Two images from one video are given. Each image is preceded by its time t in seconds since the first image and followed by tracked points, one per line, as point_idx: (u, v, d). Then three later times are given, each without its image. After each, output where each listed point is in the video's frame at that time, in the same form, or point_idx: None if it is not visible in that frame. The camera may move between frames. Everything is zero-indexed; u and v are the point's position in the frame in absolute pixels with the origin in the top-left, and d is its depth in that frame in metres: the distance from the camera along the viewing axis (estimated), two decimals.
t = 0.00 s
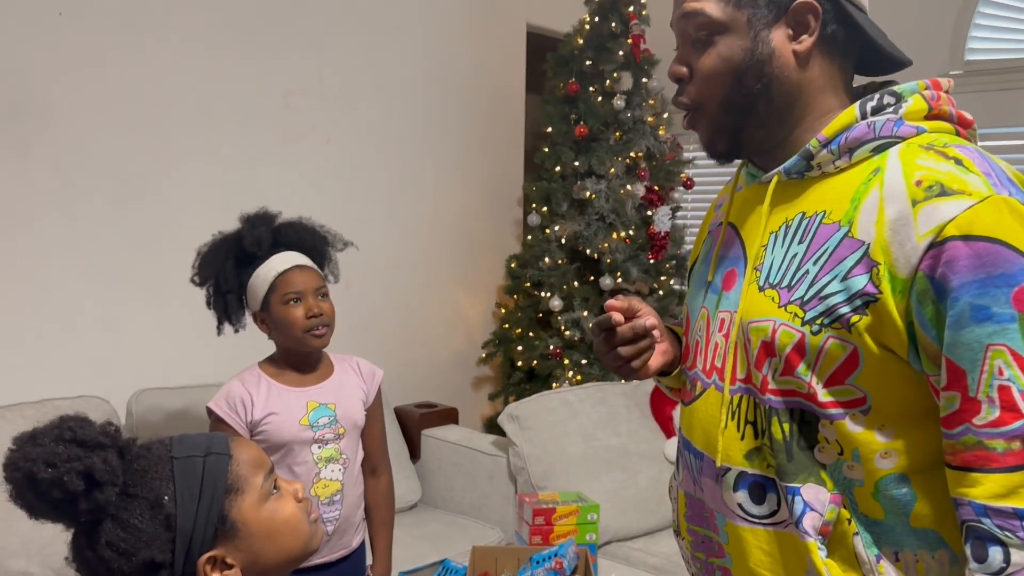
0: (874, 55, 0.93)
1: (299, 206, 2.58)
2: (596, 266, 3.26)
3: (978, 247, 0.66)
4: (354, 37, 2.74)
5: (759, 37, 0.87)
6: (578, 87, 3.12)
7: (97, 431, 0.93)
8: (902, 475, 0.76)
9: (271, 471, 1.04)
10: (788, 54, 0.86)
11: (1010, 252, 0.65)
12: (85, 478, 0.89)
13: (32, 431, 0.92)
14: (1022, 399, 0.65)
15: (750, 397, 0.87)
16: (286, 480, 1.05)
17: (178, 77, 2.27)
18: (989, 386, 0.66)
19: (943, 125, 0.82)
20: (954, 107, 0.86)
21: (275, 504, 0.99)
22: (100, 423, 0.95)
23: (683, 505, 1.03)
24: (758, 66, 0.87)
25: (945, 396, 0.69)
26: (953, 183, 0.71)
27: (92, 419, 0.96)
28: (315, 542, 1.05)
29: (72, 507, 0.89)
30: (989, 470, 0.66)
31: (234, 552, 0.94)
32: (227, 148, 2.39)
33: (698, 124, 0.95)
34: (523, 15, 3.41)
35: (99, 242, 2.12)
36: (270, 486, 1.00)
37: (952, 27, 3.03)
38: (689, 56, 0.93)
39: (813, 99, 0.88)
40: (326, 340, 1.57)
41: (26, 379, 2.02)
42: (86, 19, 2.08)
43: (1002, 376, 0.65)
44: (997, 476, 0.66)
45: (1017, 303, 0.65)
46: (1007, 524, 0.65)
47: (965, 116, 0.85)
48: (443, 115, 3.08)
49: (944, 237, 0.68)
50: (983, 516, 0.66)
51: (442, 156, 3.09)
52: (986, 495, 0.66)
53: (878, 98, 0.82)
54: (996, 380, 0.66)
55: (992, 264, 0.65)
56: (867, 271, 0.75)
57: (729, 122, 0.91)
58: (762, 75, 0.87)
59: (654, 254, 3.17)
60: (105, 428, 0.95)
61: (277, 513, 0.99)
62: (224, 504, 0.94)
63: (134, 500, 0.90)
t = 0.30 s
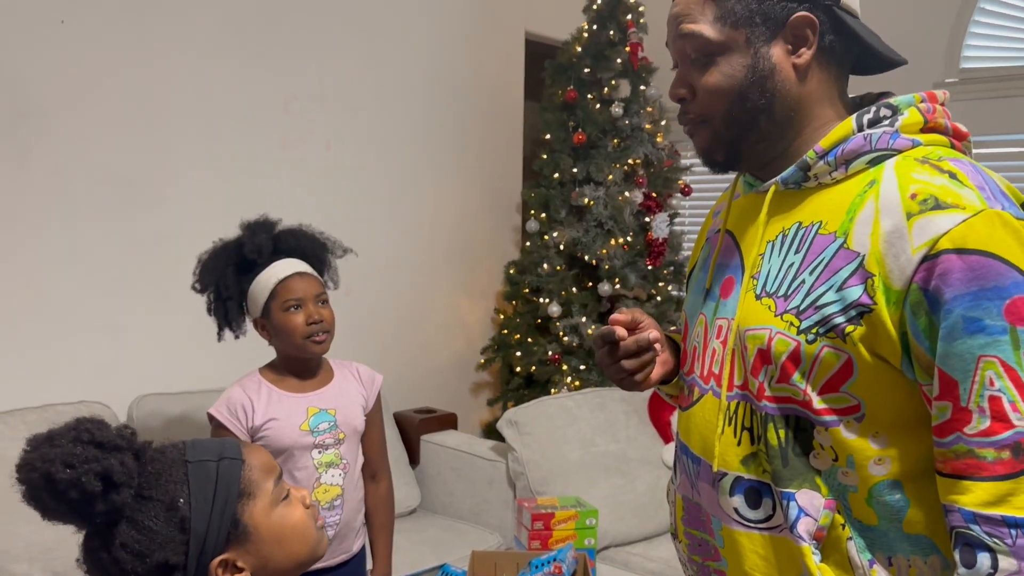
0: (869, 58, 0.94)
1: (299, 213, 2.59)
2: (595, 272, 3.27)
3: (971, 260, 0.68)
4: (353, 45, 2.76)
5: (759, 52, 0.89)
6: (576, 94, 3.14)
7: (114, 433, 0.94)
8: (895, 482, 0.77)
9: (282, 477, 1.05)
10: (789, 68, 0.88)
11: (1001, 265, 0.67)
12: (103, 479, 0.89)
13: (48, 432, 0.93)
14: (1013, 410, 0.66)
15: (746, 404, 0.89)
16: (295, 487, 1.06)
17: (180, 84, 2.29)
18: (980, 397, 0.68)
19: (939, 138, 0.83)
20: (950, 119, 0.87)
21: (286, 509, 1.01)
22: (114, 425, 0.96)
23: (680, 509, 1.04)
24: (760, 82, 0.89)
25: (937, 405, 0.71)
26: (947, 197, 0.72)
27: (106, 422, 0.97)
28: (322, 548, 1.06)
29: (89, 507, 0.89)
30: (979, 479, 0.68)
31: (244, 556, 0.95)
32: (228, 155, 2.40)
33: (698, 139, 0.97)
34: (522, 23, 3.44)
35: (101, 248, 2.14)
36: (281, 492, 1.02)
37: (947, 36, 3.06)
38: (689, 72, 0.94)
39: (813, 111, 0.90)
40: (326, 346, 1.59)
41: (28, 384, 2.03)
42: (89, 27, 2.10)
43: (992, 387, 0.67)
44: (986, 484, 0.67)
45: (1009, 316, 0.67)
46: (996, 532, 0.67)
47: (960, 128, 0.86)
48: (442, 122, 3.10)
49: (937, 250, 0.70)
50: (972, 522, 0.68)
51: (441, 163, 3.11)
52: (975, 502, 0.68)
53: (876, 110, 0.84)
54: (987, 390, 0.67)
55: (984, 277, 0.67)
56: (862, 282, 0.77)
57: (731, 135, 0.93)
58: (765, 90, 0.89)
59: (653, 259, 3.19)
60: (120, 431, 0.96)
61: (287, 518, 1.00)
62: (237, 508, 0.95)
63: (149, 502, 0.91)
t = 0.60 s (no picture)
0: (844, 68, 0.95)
1: (296, 216, 2.60)
2: (590, 275, 3.29)
3: (959, 269, 0.70)
4: (350, 49, 2.77)
5: (737, 72, 0.90)
6: (572, 97, 3.17)
7: (135, 430, 0.96)
8: (896, 485, 0.80)
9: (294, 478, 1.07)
10: (767, 86, 0.90)
11: (987, 273, 0.69)
12: (124, 474, 0.91)
13: (70, 427, 0.94)
14: (1006, 413, 0.69)
15: (745, 416, 0.91)
16: (306, 489, 1.07)
17: (178, 88, 2.30)
18: (974, 401, 0.70)
19: (918, 146, 0.86)
20: (927, 125, 0.89)
21: (298, 508, 1.02)
22: (136, 422, 0.98)
23: (682, 519, 1.05)
24: (740, 103, 0.91)
25: (932, 411, 0.73)
26: (933, 208, 0.74)
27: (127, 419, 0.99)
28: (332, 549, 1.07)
29: (109, 501, 0.91)
30: (977, 480, 0.70)
31: (257, 554, 0.96)
32: (225, 158, 2.41)
33: (683, 161, 0.99)
34: (517, 27, 3.46)
35: (100, 251, 2.15)
36: (293, 492, 1.03)
37: (938, 40, 3.08)
38: (669, 97, 0.96)
39: (793, 125, 0.92)
40: (326, 348, 1.60)
41: (27, 387, 2.03)
42: (87, 31, 2.11)
43: (985, 391, 0.69)
44: (985, 486, 0.69)
45: (997, 321, 0.69)
46: (996, 531, 0.68)
47: (938, 134, 0.89)
48: (438, 125, 3.12)
49: (925, 261, 0.72)
50: (972, 523, 0.70)
51: (437, 166, 3.12)
52: (975, 503, 0.70)
53: (855, 123, 0.87)
54: (980, 395, 0.69)
55: (972, 285, 0.70)
56: (853, 294, 0.79)
57: (715, 156, 0.95)
58: (746, 110, 0.91)
59: (647, 262, 3.18)
60: (141, 428, 0.97)
61: (300, 517, 1.01)
62: (252, 507, 0.97)
63: (167, 498, 0.92)
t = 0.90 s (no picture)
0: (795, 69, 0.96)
1: (289, 214, 2.60)
2: (583, 272, 3.31)
3: (943, 265, 0.72)
4: (342, 47, 2.77)
5: (697, 101, 0.92)
6: (564, 96, 3.18)
7: (142, 424, 0.97)
8: (895, 477, 0.82)
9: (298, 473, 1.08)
10: (728, 108, 0.92)
11: (971, 266, 0.72)
12: (128, 468, 0.93)
13: (80, 421, 0.97)
14: (999, 401, 0.70)
15: (741, 422, 0.92)
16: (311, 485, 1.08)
17: (171, 87, 2.29)
18: (968, 392, 0.72)
19: (890, 143, 0.90)
20: (893, 121, 0.94)
21: (302, 504, 1.02)
22: (143, 416, 0.99)
23: (685, 524, 1.06)
24: (705, 128, 0.92)
25: (929, 404, 0.75)
26: (912, 207, 0.77)
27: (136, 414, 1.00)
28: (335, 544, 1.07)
29: (115, 493, 0.93)
30: (977, 468, 0.71)
31: (260, 548, 0.97)
32: (219, 157, 2.41)
33: (660, 185, 1.00)
34: (509, 25, 3.46)
35: (93, 250, 2.14)
36: (296, 487, 1.04)
37: (927, 39, 3.10)
38: (634, 130, 0.97)
39: (761, 136, 0.93)
40: (322, 347, 1.61)
41: (21, 386, 2.03)
42: (80, 30, 2.11)
43: (978, 381, 0.71)
44: (986, 473, 0.71)
45: (985, 312, 0.71)
46: (998, 516, 0.70)
47: (907, 127, 0.93)
48: (431, 124, 3.12)
49: (911, 260, 0.75)
50: (976, 510, 0.72)
51: (430, 164, 3.13)
52: (976, 490, 0.72)
53: (827, 127, 0.88)
54: (973, 385, 0.71)
55: (957, 280, 0.72)
56: (842, 296, 0.81)
57: (690, 179, 0.97)
58: (711, 134, 0.93)
59: (640, 260, 3.21)
60: (148, 422, 0.99)
61: (303, 513, 1.02)
62: (255, 501, 0.97)
63: (171, 492, 0.94)
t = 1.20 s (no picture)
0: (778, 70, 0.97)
1: (280, 209, 2.59)
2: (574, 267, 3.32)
3: (933, 264, 0.73)
4: (332, 41, 2.76)
5: (683, 99, 0.91)
6: (555, 90, 3.18)
7: (142, 418, 0.97)
8: (893, 472, 0.83)
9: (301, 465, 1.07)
10: (714, 108, 0.92)
11: (961, 263, 0.72)
12: (130, 461, 0.93)
13: (81, 415, 0.97)
14: (992, 396, 0.71)
15: (740, 424, 0.93)
16: (314, 476, 1.07)
17: (160, 81, 2.28)
18: (961, 387, 0.72)
19: (875, 140, 0.90)
20: (876, 114, 0.94)
21: (304, 495, 1.02)
22: (143, 410, 0.99)
23: (681, 525, 1.08)
24: (691, 127, 0.92)
25: (923, 401, 0.76)
26: (901, 206, 0.77)
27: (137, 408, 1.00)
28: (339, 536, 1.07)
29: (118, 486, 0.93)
30: (972, 462, 0.72)
31: (263, 539, 0.97)
32: (210, 151, 2.40)
33: (643, 185, 0.99)
34: (499, 19, 3.46)
35: (83, 245, 2.13)
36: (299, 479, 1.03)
37: (916, 33, 3.12)
38: (620, 127, 0.96)
39: (747, 137, 0.94)
40: (315, 342, 1.60)
41: (11, 383, 2.01)
42: (69, 23, 2.09)
43: (971, 377, 0.71)
44: (981, 466, 0.72)
45: (977, 309, 0.71)
46: (992, 507, 0.71)
47: (890, 120, 0.93)
48: (421, 118, 3.12)
49: (902, 259, 0.75)
50: (970, 502, 0.73)
51: (421, 158, 3.12)
52: (972, 483, 0.72)
53: (812, 127, 0.89)
54: (967, 381, 0.72)
55: (948, 278, 0.72)
56: (835, 298, 0.82)
57: (675, 178, 0.96)
58: (697, 133, 0.92)
59: (631, 254, 3.21)
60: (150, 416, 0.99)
61: (306, 505, 1.01)
62: (257, 493, 0.97)
63: (174, 485, 0.94)
